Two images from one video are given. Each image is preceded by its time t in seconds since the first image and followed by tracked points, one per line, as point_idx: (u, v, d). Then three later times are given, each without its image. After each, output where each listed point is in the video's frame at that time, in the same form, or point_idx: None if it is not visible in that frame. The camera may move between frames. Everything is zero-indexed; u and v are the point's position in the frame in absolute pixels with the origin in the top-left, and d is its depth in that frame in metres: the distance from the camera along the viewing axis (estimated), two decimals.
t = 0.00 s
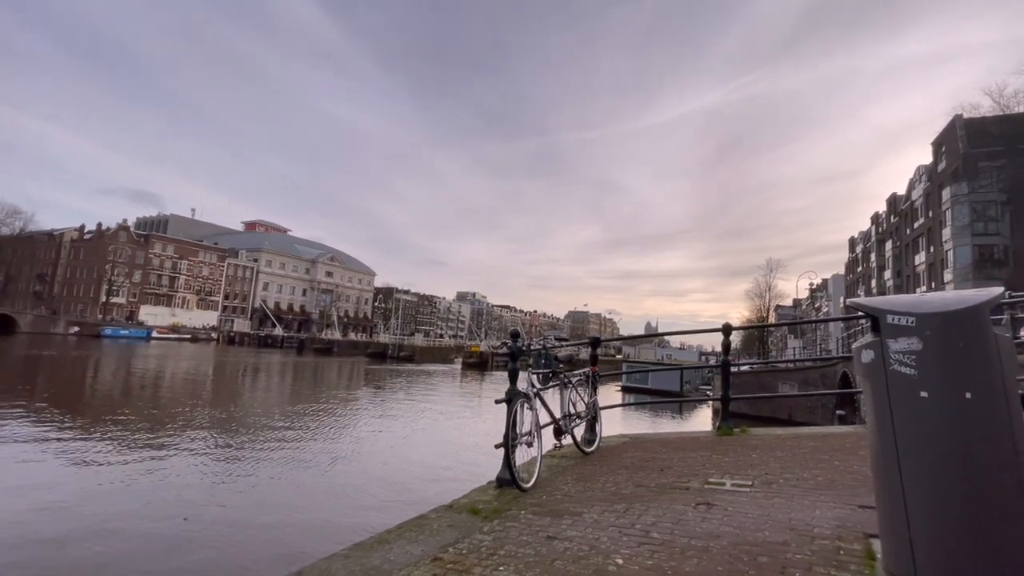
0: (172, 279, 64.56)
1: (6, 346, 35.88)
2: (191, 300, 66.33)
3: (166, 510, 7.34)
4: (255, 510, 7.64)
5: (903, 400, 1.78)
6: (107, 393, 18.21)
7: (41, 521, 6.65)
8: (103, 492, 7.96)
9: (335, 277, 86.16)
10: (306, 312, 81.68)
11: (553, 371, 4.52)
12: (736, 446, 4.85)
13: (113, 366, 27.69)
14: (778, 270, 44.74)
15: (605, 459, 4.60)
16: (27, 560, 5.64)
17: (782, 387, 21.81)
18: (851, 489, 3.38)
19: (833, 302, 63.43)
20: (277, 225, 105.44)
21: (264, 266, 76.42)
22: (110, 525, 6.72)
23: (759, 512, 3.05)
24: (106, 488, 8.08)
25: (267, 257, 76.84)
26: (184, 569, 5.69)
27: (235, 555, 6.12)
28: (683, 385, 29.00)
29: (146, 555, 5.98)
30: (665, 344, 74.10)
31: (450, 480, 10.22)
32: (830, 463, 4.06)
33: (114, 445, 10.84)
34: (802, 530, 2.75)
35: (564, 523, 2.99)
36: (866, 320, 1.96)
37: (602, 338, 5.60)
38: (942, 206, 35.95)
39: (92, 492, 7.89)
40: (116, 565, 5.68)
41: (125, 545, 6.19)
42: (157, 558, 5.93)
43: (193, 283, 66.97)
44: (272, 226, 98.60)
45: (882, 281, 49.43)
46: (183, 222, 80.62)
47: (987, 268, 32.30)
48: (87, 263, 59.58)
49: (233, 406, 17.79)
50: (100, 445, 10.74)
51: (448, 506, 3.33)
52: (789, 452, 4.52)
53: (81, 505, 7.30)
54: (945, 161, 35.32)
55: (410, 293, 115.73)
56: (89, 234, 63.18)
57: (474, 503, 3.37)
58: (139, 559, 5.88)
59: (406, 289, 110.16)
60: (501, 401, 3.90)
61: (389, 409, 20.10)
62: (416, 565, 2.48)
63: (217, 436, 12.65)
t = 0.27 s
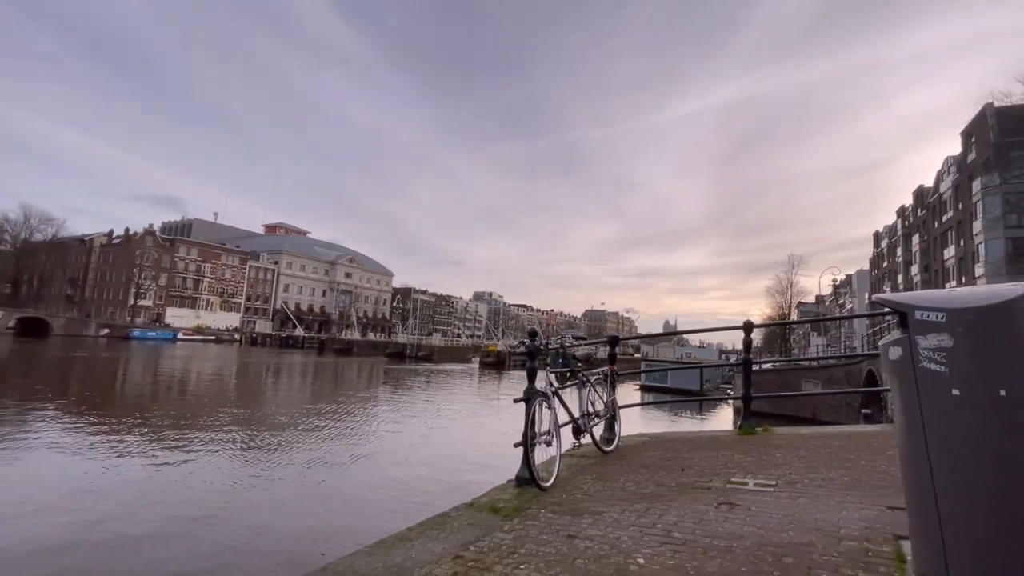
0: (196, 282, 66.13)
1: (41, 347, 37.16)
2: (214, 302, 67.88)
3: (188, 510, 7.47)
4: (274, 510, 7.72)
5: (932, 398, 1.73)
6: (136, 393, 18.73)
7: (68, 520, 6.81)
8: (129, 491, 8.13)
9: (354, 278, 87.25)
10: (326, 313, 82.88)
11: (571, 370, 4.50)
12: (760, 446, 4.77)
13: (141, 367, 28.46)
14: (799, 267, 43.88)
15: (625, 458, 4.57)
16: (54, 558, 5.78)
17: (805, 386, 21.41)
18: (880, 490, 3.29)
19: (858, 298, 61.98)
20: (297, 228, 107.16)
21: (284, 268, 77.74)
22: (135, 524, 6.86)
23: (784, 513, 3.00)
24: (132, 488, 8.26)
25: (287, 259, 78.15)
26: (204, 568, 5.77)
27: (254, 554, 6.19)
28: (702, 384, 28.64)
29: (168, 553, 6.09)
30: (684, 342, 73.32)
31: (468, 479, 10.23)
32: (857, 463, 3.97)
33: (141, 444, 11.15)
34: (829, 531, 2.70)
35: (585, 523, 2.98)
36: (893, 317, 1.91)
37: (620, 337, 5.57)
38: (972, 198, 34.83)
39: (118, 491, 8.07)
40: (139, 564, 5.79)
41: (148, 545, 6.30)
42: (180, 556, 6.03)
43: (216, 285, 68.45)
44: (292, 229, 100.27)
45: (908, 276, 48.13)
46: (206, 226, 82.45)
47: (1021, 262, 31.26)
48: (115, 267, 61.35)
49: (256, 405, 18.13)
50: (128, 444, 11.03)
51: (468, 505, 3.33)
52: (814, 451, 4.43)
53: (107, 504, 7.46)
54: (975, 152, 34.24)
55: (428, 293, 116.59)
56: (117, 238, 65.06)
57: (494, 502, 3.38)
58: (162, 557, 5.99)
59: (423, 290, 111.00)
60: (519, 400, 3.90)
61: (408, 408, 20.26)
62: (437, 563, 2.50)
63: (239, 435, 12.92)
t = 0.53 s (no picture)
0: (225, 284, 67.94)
1: (80, 349, 38.74)
2: (242, 304, 69.70)
3: (213, 508, 7.63)
4: (296, 509, 7.82)
5: (971, 396, 1.67)
6: (168, 393, 19.39)
7: (100, 517, 7.02)
8: (158, 489, 8.35)
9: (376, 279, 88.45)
10: (349, 313, 84.24)
11: (593, 368, 4.48)
12: (788, 445, 4.67)
13: (174, 367, 29.46)
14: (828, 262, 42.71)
15: (650, 458, 4.53)
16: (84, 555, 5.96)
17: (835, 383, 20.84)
18: (916, 490, 3.19)
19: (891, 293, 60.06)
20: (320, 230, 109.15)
21: (309, 269, 79.25)
22: (161, 521, 7.03)
23: (815, 514, 2.92)
24: (161, 486, 8.48)
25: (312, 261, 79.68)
26: (228, 565, 5.89)
27: (276, 552, 6.28)
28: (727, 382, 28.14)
29: (194, 551, 6.24)
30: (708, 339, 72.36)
31: (489, 478, 10.22)
32: (891, 464, 3.85)
33: (173, 443, 11.53)
34: (863, 533, 2.62)
35: (610, 522, 2.96)
36: (928, 312, 1.85)
37: (643, 336, 5.52)
38: (1012, 188, 33.35)
39: (148, 489, 8.30)
40: (167, 560, 5.95)
41: (173, 542, 6.45)
42: (206, 554, 6.17)
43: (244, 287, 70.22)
44: (315, 231, 102.06)
45: (944, 270, 46.39)
46: (234, 230, 84.66)
47: None
48: (148, 271, 63.44)
49: (284, 405, 18.54)
50: (159, 443, 11.35)
51: (492, 502, 3.35)
52: (845, 451, 4.32)
53: (137, 502, 7.68)
54: (1014, 140, 32.83)
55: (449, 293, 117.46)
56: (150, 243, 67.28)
57: (518, 500, 3.39)
58: (188, 555, 6.13)
59: (444, 290, 111.84)
60: (542, 399, 3.90)
61: (431, 407, 20.40)
62: (463, 559, 2.52)
63: (266, 434, 13.22)
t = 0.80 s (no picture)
0: (255, 286, 69.86)
1: (122, 349, 40.40)
2: (272, 305, 71.52)
3: (242, 505, 7.82)
4: (320, 506, 7.95)
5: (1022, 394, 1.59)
6: (204, 392, 20.02)
7: (141, 512, 7.31)
8: (194, 485, 8.64)
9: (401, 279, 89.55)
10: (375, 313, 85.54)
11: (619, 365, 4.45)
12: (823, 443, 4.54)
13: (209, 367, 30.44)
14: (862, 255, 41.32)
15: (678, 457, 4.46)
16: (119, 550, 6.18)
17: (871, 381, 20.15)
18: (960, 492, 3.06)
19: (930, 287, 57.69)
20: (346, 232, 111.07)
21: (335, 270, 80.76)
22: (191, 518, 7.24)
23: (852, 515, 2.84)
24: (198, 483, 8.77)
25: (338, 262, 81.18)
26: (255, 562, 6.02)
27: (301, 549, 6.40)
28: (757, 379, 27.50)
29: (223, 547, 6.40)
30: (736, 336, 70.91)
31: (512, 477, 10.19)
32: (935, 464, 3.70)
33: (208, 441, 11.89)
34: (904, 535, 2.53)
35: (639, 521, 2.93)
36: (974, 306, 1.78)
37: (669, 333, 5.45)
38: None
39: (186, 485, 8.59)
40: (197, 556, 6.12)
41: (202, 538, 6.63)
42: (234, 550, 6.33)
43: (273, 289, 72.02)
44: (341, 233, 103.91)
45: (987, 262, 44.32)
46: (263, 233, 86.92)
47: None
48: (183, 274, 65.70)
49: (314, 403, 18.94)
50: (192, 441, 11.73)
51: (520, 500, 3.36)
52: (884, 450, 4.17)
53: (175, 498, 7.95)
54: None
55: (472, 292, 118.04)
56: (184, 247, 69.68)
57: (545, 498, 3.39)
58: (217, 551, 6.29)
59: (468, 289, 112.51)
60: (568, 397, 3.89)
61: (456, 406, 20.53)
62: (492, 556, 2.53)
63: (296, 432, 13.53)
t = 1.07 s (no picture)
0: (287, 287, 71.80)
1: (163, 350, 42.10)
2: (303, 305, 73.36)
3: (271, 503, 7.96)
4: (345, 505, 8.01)
5: None
6: (240, 391, 20.70)
7: (181, 507, 7.61)
8: (231, 481, 8.95)
9: (427, 279, 90.55)
10: (402, 312, 86.75)
11: (649, 363, 4.40)
12: (863, 443, 4.39)
13: (245, 366, 31.47)
14: (902, 247, 39.65)
15: (711, 455, 4.38)
16: (153, 545, 6.35)
17: (913, 378, 19.34)
18: (1013, 495, 2.92)
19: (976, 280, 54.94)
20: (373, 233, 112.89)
21: (363, 271, 82.22)
22: (221, 515, 7.39)
23: (897, 517, 2.73)
24: (234, 479, 9.08)
25: (366, 262, 82.63)
26: (282, 560, 6.12)
27: (325, 549, 6.47)
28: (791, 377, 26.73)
29: (251, 545, 6.52)
30: (768, 333, 69.11)
31: (537, 475, 10.12)
32: (986, 464, 3.52)
33: (244, 438, 12.30)
34: (952, 539, 2.43)
35: (670, 520, 2.90)
36: None
37: (699, 330, 5.36)
38: None
39: (223, 481, 8.92)
40: (232, 550, 6.34)
41: (231, 535, 6.76)
42: (263, 548, 6.45)
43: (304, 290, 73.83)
44: (369, 234, 105.74)
45: None
46: (294, 235, 89.16)
47: None
48: (218, 277, 67.98)
49: (344, 401, 19.31)
50: (227, 439, 12.10)
51: (549, 498, 3.36)
52: (929, 450, 4.00)
53: (212, 493, 8.26)
54: None
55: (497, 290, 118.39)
56: (220, 250, 72.14)
57: (575, 496, 3.38)
58: (247, 548, 6.41)
59: (493, 287, 112.94)
60: (596, 394, 3.87)
61: (483, 404, 20.63)
62: (522, 553, 2.55)
63: (328, 429, 13.86)
